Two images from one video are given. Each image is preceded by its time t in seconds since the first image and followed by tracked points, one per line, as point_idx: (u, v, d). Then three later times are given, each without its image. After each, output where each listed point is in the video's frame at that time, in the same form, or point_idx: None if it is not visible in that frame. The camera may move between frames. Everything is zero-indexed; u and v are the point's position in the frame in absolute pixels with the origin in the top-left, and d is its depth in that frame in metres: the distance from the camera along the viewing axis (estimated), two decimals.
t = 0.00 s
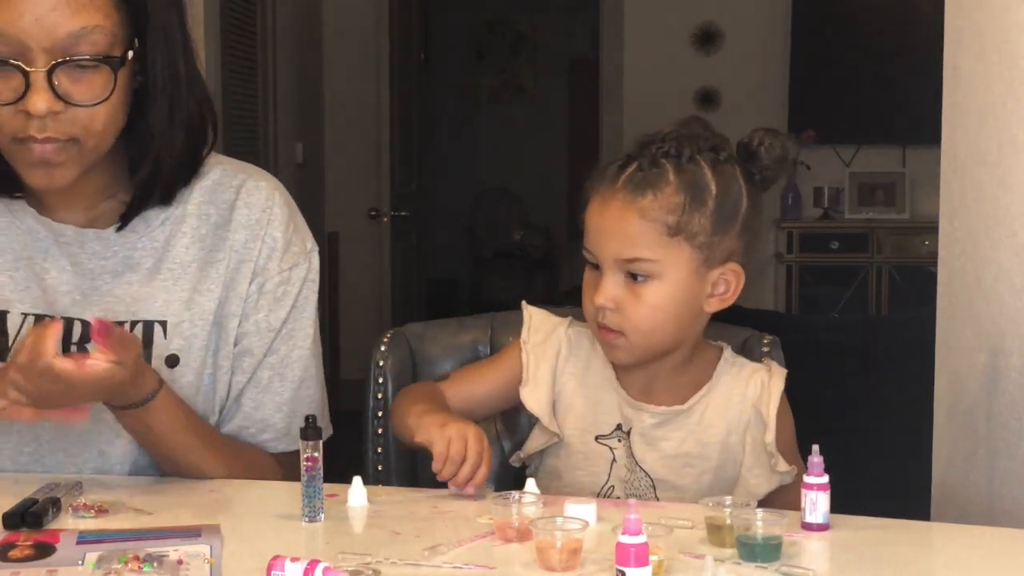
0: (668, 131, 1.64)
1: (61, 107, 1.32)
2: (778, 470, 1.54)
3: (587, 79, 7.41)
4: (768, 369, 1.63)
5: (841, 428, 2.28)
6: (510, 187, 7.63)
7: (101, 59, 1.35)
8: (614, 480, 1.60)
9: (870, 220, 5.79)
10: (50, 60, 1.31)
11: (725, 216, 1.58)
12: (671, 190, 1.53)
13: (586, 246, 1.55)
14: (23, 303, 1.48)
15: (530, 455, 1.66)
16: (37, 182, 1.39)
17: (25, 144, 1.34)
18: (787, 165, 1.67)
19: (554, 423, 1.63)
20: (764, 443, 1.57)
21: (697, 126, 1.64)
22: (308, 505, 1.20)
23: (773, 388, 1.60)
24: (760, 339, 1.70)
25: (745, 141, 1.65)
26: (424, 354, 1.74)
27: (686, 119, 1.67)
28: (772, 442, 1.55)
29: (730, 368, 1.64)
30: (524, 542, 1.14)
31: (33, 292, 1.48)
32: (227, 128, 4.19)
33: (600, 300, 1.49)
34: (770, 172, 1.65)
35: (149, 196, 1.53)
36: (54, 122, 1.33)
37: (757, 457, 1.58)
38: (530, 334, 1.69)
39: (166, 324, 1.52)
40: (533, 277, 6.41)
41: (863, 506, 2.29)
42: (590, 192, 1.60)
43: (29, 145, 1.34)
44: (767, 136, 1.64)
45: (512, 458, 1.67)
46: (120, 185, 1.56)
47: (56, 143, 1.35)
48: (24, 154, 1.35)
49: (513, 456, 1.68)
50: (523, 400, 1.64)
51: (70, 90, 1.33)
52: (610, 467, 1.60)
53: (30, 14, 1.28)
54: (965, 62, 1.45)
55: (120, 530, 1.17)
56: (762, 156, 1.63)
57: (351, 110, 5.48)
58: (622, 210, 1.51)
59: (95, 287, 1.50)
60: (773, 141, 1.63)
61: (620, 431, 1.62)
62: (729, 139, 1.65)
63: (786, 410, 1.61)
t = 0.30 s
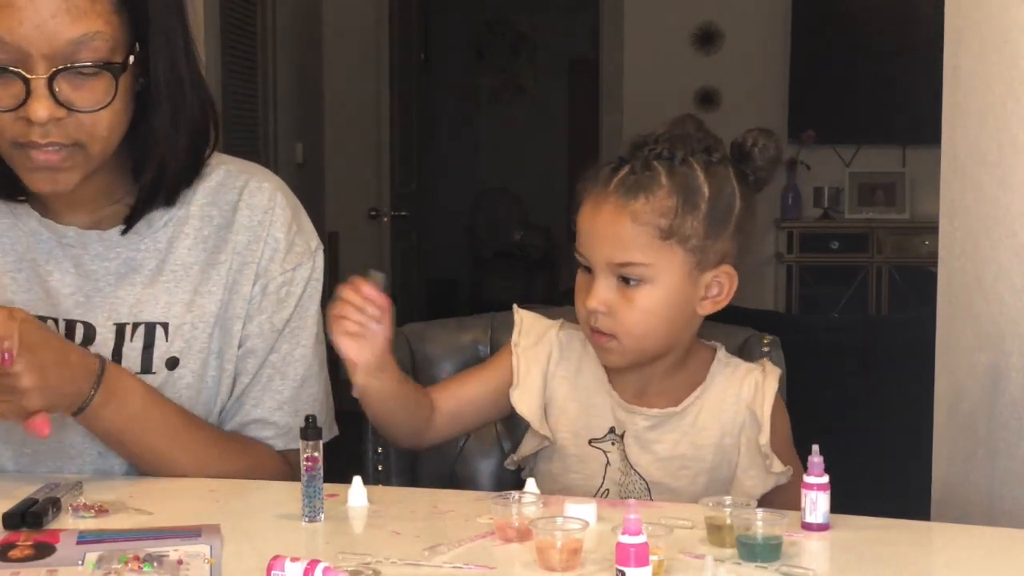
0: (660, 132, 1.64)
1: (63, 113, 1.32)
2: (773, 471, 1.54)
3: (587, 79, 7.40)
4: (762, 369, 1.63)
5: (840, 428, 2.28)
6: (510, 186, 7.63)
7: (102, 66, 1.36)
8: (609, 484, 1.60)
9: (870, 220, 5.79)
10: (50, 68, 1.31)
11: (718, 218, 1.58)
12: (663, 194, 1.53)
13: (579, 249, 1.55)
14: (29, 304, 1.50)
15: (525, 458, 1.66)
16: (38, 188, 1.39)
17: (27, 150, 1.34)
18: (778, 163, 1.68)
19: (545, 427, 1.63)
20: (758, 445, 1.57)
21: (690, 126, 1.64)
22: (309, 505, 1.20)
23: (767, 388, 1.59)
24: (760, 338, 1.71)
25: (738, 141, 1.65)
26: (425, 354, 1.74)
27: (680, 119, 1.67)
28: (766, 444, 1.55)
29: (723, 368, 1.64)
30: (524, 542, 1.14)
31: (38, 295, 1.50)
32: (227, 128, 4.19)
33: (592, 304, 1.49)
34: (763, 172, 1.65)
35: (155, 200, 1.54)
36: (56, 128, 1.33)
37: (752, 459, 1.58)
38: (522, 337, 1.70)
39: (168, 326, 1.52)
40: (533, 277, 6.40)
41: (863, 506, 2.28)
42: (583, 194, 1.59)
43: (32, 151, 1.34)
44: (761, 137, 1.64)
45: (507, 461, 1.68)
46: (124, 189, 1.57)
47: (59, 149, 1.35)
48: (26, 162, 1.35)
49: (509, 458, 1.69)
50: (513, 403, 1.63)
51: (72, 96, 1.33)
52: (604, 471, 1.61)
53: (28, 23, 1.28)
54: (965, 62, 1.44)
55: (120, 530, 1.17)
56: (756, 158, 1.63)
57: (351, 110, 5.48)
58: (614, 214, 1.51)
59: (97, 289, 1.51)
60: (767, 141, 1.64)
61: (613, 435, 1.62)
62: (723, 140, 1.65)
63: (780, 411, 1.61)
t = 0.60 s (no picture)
0: (651, 132, 1.64)
1: (77, 110, 1.32)
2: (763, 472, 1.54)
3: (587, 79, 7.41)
4: (750, 369, 1.63)
5: (840, 427, 2.28)
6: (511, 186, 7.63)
7: (114, 61, 1.35)
8: (598, 489, 1.60)
9: (870, 220, 5.78)
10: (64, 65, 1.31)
11: (708, 219, 1.58)
12: (653, 193, 1.53)
13: (568, 248, 1.55)
14: (31, 305, 1.49)
15: (512, 461, 1.67)
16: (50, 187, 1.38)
17: (39, 149, 1.34)
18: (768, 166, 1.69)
19: (530, 432, 1.64)
20: (747, 447, 1.58)
21: (681, 128, 1.64)
22: (309, 505, 1.20)
23: (754, 391, 1.59)
24: (760, 339, 1.70)
25: (729, 143, 1.65)
26: (424, 355, 1.74)
27: (671, 120, 1.67)
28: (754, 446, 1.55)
29: (710, 370, 1.64)
30: (524, 542, 1.14)
31: (40, 295, 1.50)
32: (227, 128, 4.19)
33: (581, 303, 1.49)
34: (753, 175, 1.66)
35: (158, 193, 1.54)
36: (71, 126, 1.32)
37: (742, 461, 1.58)
38: (509, 337, 1.69)
39: (170, 325, 1.52)
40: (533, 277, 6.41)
41: (863, 506, 2.28)
42: (572, 193, 1.60)
43: (45, 150, 1.34)
44: (751, 140, 1.65)
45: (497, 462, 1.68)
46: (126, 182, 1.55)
47: (72, 148, 1.35)
48: (39, 161, 1.35)
49: (497, 461, 1.69)
50: (500, 406, 1.64)
51: (85, 93, 1.33)
52: (593, 476, 1.61)
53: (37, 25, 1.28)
54: (965, 62, 1.45)
55: (120, 530, 1.17)
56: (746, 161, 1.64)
57: (351, 110, 5.48)
58: (603, 212, 1.51)
59: (100, 287, 1.50)
60: (757, 144, 1.65)
61: (602, 440, 1.62)
62: (713, 142, 1.65)
63: (769, 413, 1.61)
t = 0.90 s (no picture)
0: (642, 133, 1.64)
1: (150, 86, 1.39)
2: (759, 474, 1.54)
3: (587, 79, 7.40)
4: (745, 370, 1.63)
5: (840, 428, 2.28)
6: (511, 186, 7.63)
7: (174, 39, 1.44)
8: (594, 492, 1.60)
9: (870, 220, 5.78)
10: (136, 43, 1.39)
11: (700, 220, 1.58)
12: (644, 194, 1.53)
13: (559, 251, 1.55)
14: (28, 295, 1.48)
15: (508, 464, 1.67)
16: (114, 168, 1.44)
17: (108, 129, 1.40)
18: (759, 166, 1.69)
19: (525, 436, 1.62)
20: (743, 449, 1.57)
21: (673, 129, 1.64)
22: (308, 505, 1.20)
23: (749, 392, 1.60)
24: (759, 339, 1.70)
25: (720, 143, 1.65)
26: (424, 355, 1.74)
27: (663, 121, 1.67)
28: (750, 448, 1.55)
29: (705, 371, 1.64)
30: (524, 543, 1.14)
31: (40, 287, 1.48)
32: (227, 129, 4.19)
33: (573, 306, 1.49)
34: (745, 175, 1.66)
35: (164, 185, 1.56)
36: (143, 102, 1.40)
37: (737, 462, 1.58)
38: (504, 339, 1.68)
39: (172, 321, 1.52)
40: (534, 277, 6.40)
41: (864, 507, 2.28)
42: (563, 196, 1.59)
43: (113, 130, 1.41)
44: (743, 140, 1.65)
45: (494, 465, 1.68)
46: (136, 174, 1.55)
47: (140, 125, 1.42)
48: (106, 142, 1.41)
49: (494, 464, 1.69)
50: (493, 409, 1.62)
51: (152, 68, 1.41)
52: (589, 480, 1.61)
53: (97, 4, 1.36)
54: (965, 62, 1.44)
55: (120, 530, 1.17)
56: (738, 161, 1.65)
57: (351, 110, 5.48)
58: (594, 215, 1.51)
59: (103, 281, 1.51)
60: (749, 144, 1.65)
61: (597, 443, 1.62)
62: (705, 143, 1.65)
63: (765, 413, 1.61)
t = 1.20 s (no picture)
0: (641, 134, 1.64)
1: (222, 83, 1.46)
2: (759, 475, 1.54)
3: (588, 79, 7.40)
4: (745, 371, 1.63)
5: (840, 428, 2.28)
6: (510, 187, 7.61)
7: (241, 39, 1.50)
8: (595, 493, 1.60)
9: (870, 220, 5.79)
10: (211, 41, 1.45)
11: (699, 220, 1.58)
12: (643, 195, 1.53)
13: (558, 252, 1.55)
14: (69, 283, 1.56)
15: (509, 464, 1.67)
16: (176, 163, 1.51)
17: (176, 125, 1.47)
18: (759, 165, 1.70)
19: (525, 436, 1.62)
20: (743, 450, 1.57)
21: (672, 130, 1.64)
22: (309, 505, 1.20)
23: (749, 393, 1.60)
24: (759, 339, 1.70)
25: (721, 144, 1.66)
26: (424, 355, 1.74)
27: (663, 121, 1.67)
28: (750, 449, 1.55)
29: (705, 372, 1.64)
30: (524, 542, 1.14)
31: (82, 274, 1.56)
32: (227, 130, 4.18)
33: (572, 307, 1.49)
34: (745, 175, 1.66)
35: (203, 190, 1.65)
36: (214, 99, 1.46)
37: (738, 463, 1.58)
38: (504, 339, 1.68)
39: (208, 320, 1.60)
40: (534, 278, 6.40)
41: (864, 507, 2.28)
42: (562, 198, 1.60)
43: (180, 125, 1.47)
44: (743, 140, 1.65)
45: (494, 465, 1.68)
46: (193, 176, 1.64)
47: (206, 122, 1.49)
48: (172, 137, 1.48)
49: (494, 464, 1.69)
50: (492, 410, 1.62)
51: (220, 66, 1.48)
52: (589, 481, 1.61)
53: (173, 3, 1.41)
54: (964, 62, 1.44)
55: (120, 530, 1.17)
56: (738, 161, 1.65)
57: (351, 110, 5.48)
58: (593, 214, 1.51)
59: (145, 276, 1.58)
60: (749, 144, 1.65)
61: (597, 444, 1.61)
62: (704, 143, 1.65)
63: (766, 413, 1.61)
